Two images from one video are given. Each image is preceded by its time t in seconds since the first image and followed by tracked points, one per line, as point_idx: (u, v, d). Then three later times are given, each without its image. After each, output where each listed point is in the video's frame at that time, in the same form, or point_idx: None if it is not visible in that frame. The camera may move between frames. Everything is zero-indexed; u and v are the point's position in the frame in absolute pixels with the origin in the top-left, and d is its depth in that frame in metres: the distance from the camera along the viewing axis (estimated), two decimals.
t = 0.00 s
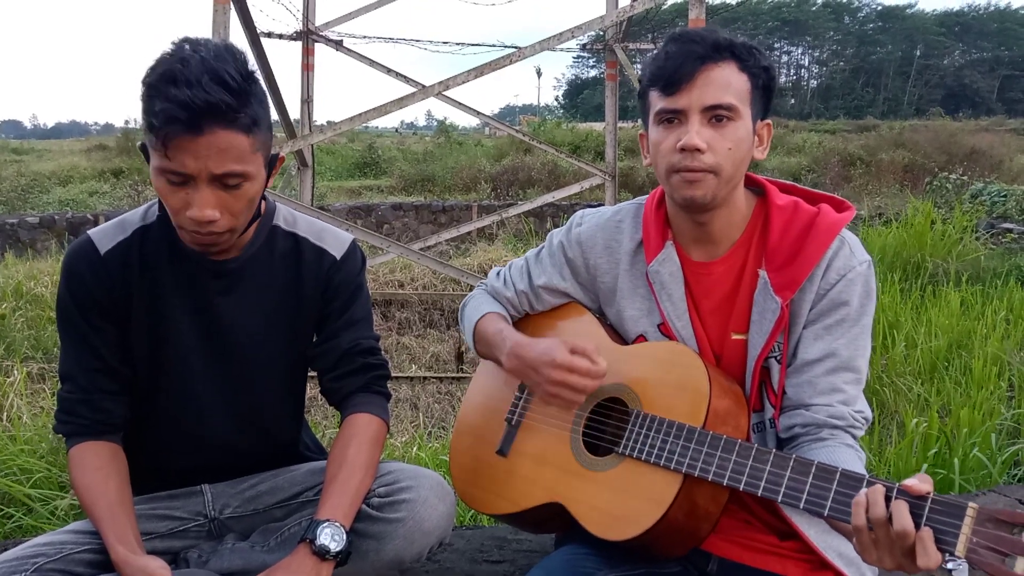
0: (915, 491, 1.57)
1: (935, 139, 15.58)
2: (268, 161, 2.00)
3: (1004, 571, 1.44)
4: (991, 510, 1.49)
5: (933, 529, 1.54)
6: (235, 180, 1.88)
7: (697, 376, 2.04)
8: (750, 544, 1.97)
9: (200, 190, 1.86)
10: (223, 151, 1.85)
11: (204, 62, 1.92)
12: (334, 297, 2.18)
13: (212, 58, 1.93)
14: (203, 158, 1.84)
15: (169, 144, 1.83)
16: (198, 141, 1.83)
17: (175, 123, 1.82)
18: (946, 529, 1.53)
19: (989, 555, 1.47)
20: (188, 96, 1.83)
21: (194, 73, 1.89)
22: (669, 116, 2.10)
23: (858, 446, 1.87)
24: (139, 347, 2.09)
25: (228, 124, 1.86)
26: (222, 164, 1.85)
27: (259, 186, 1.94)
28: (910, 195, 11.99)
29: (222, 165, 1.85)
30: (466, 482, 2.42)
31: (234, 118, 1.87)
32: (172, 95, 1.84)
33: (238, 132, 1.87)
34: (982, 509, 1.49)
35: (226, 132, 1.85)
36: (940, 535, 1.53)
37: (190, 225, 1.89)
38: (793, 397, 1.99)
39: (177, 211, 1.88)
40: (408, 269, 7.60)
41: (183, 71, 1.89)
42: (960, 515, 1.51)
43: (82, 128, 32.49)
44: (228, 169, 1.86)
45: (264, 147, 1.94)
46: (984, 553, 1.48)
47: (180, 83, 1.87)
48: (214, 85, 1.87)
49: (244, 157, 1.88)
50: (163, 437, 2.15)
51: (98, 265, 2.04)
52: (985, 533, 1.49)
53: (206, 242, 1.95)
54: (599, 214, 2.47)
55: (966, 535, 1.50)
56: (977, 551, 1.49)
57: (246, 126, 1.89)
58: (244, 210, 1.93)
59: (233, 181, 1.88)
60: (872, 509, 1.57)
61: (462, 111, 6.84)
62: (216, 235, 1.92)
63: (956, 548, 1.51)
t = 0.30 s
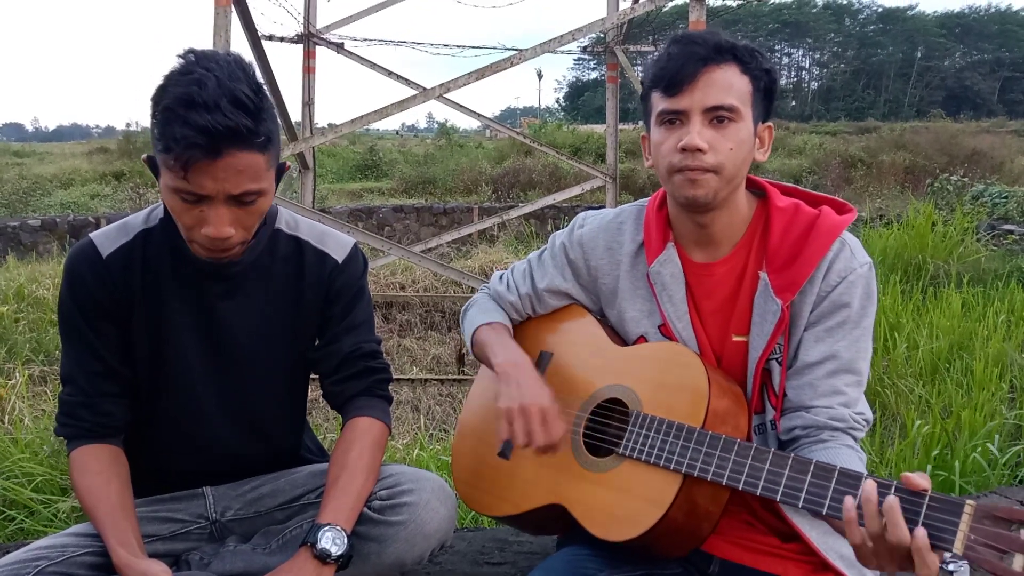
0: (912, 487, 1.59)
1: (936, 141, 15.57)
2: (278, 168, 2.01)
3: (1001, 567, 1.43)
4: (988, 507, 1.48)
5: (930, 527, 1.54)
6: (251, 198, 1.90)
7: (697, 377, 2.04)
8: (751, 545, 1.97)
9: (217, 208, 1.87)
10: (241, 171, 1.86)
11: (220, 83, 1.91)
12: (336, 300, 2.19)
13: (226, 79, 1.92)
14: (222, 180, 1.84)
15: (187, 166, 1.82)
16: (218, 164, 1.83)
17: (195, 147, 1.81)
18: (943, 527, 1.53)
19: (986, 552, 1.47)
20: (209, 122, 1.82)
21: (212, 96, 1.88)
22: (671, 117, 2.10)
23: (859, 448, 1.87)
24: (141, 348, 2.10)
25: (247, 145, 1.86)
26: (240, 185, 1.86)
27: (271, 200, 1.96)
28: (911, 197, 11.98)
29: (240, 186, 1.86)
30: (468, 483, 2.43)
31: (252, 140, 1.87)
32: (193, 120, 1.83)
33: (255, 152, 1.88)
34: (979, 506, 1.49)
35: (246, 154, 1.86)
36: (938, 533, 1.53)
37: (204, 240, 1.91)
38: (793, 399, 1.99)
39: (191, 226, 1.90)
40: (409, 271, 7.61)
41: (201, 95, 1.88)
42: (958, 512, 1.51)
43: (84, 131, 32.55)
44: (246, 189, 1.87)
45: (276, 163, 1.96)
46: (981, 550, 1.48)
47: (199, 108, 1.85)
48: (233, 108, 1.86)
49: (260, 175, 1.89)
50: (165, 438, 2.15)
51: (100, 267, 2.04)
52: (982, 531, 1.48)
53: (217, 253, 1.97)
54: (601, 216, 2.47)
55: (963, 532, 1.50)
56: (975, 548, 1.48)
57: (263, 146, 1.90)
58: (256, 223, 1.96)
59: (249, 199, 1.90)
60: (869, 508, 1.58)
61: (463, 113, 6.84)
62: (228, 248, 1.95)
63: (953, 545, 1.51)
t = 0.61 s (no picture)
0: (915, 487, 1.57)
1: (936, 139, 15.56)
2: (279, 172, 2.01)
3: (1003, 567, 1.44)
4: (989, 507, 1.48)
5: (932, 527, 1.53)
6: (255, 200, 1.90)
7: (697, 378, 2.04)
8: (752, 545, 1.97)
9: (220, 209, 1.87)
10: (246, 173, 1.86)
11: (225, 86, 1.91)
12: (337, 301, 2.19)
13: (231, 81, 1.93)
14: (226, 181, 1.84)
15: (193, 167, 1.82)
16: (222, 165, 1.83)
17: (201, 149, 1.81)
18: (945, 527, 1.52)
19: (987, 552, 1.47)
20: (214, 122, 1.82)
21: (217, 96, 1.89)
22: (672, 117, 2.10)
23: (861, 446, 1.87)
24: (142, 348, 2.09)
25: (252, 146, 1.86)
26: (244, 186, 1.86)
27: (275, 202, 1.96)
28: (911, 195, 11.97)
29: (245, 187, 1.86)
30: (468, 485, 2.42)
31: (257, 141, 1.88)
32: (200, 121, 1.83)
33: (260, 153, 1.88)
34: (981, 506, 1.49)
35: (251, 155, 1.86)
36: (939, 533, 1.53)
37: (207, 243, 1.91)
38: (796, 397, 1.99)
39: (194, 228, 1.89)
40: (410, 272, 7.61)
41: (207, 95, 1.88)
42: (960, 512, 1.51)
43: (84, 132, 32.57)
44: (251, 190, 1.87)
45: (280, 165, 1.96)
46: (983, 550, 1.47)
47: (207, 110, 1.86)
48: (239, 110, 1.87)
49: (264, 176, 1.89)
50: (166, 438, 2.15)
51: (101, 267, 2.04)
52: (984, 531, 1.48)
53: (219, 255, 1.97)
54: (601, 216, 2.47)
55: (965, 532, 1.50)
56: (977, 548, 1.48)
57: (267, 147, 1.90)
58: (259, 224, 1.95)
59: (253, 201, 1.90)
60: (872, 509, 1.57)
61: (464, 113, 6.85)
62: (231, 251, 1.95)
63: (954, 545, 1.51)
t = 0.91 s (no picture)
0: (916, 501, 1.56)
1: (938, 143, 15.55)
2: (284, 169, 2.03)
3: None
4: (990, 521, 1.49)
5: (933, 540, 1.53)
6: (257, 196, 1.90)
7: (697, 384, 2.04)
8: (753, 549, 1.97)
9: (222, 205, 1.87)
10: (247, 168, 1.86)
11: (229, 80, 1.92)
12: (338, 302, 2.19)
13: (235, 77, 1.94)
14: (228, 176, 1.85)
15: (194, 162, 1.83)
16: (225, 159, 1.83)
17: (204, 142, 1.82)
18: (946, 540, 1.52)
19: (988, 566, 1.48)
20: (218, 115, 1.83)
21: (220, 91, 1.90)
22: (668, 122, 2.10)
23: (862, 450, 1.87)
24: (142, 349, 2.10)
25: (253, 141, 1.87)
26: (247, 181, 1.86)
27: (276, 200, 1.96)
28: (913, 199, 11.97)
29: (246, 183, 1.87)
30: (469, 487, 2.42)
31: (259, 135, 1.89)
32: (202, 115, 1.84)
33: (262, 149, 1.89)
34: (982, 521, 1.49)
35: (252, 150, 1.87)
36: (940, 546, 1.53)
37: (209, 240, 1.90)
38: (797, 400, 1.99)
39: (196, 226, 1.89)
40: (411, 274, 7.62)
41: (210, 90, 1.89)
42: (961, 526, 1.51)
43: (88, 133, 32.56)
44: (251, 186, 1.87)
45: (280, 161, 1.97)
46: (983, 563, 1.48)
47: (210, 104, 1.86)
48: (241, 104, 1.88)
49: (266, 173, 1.90)
50: (167, 438, 2.15)
51: (102, 267, 2.05)
52: (985, 544, 1.48)
53: (221, 255, 1.97)
54: (601, 218, 2.47)
55: (966, 546, 1.50)
56: (977, 562, 1.49)
57: (269, 143, 1.91)
58: (260, 222, 1.95)
59: (254, 197, 1.90)
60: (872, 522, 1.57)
61: (465, 116, 6.85)
62: (233, 249, 1.95)
63: (955, 559, 1.51)
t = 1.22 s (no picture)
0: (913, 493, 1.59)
1: (937, 147, 15.58)
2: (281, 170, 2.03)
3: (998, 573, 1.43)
4: (985, 513, 1.49)
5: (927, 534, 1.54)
6: (255, 187, 1.91)
7: (696, 385, 2.05)
8: (751, 552, 1.97)
9: (221, 196, 1.88)
10: (244, 156, 1.87)
11: (226, 69, 1.97)
12: (339, 304, 2.19)
13: (232, 67, 1.99)
14: (225, 164, 1.86)
15: (191, 149, 1.85)
16: (222, 146, 1.86)
17: (202, 128, 1.84)
18: (941, 533, 1.53)
19: (984, 558, 1.47)
20: (215, 100, 1.86)
21: (218, 79, 1.94)
22: (670, 126, 2.11)
23: (866, 455, 1.87)
24: (142, 350, 2.10)
25: (251, 130, 1.89)
26: (244, 170, 1.88)
27: (275, 195, 1.97)
28: (912, 203, 11.98)
29: (243, 171, 1.88)
30: (468, 489, 2.43)
31: (256, 124, 1.91)
32: (200, 101, 1.87)
33: (259, 139, 1.91)
34: (976, 513, 1.50)
35: (249, 138, 1.89)
36: (934, 540, 1.54)
37: (208, 233, 1.90)
38: (799, 405, 1.99)
39: (195, 218, 1.89)
40: (410, 276, 7.62)
41: (208, 78, 1.93)
42: (955, 519, 1.52)
43: (89, 134, 32.60)
44: (249, 175, 1.88)
45: (279, 156, 1.98)
46: (979, 556, 1.48)
47: (206, 91, 1.90)
48: (238, 92, 1.92)
49: (263, 163, 1.91)
50: (166, 439, 2.15)
51: (102, 269, 2.05)
52: (980, 537, 1.49)
53: (220, 251, 1.96)
54: (601, 223, 2.48)
55: (962, 538, 1.50)
56: (973, 554, 1.48)
57: (266, 133, 1.94)
58: (260, 218, 1.95)
59: (252, 188, 1.90)
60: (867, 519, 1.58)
61: (465, 118, 6.86)
62: (232, 243, 1.95)
63: (952, 552, 1.51)
